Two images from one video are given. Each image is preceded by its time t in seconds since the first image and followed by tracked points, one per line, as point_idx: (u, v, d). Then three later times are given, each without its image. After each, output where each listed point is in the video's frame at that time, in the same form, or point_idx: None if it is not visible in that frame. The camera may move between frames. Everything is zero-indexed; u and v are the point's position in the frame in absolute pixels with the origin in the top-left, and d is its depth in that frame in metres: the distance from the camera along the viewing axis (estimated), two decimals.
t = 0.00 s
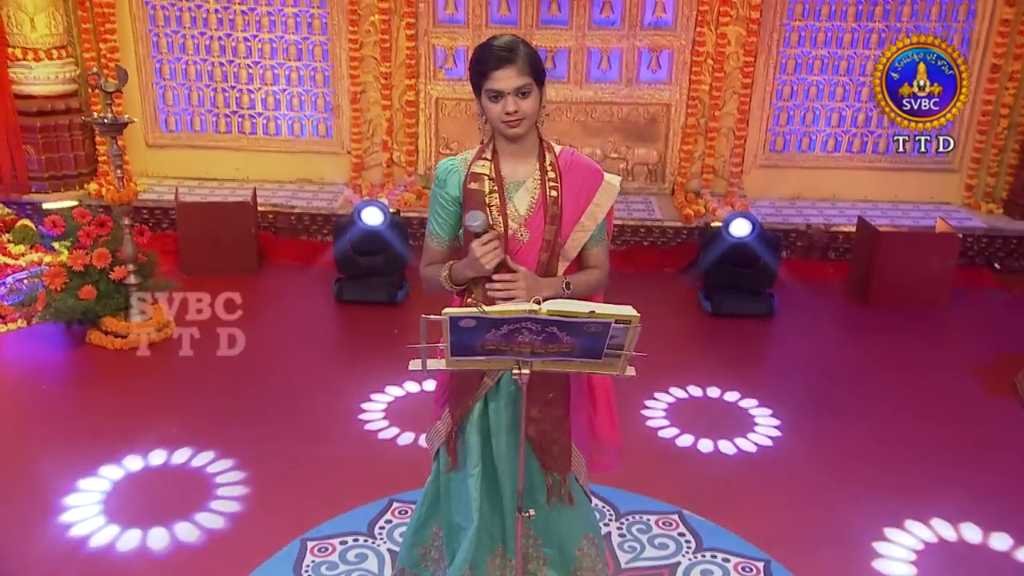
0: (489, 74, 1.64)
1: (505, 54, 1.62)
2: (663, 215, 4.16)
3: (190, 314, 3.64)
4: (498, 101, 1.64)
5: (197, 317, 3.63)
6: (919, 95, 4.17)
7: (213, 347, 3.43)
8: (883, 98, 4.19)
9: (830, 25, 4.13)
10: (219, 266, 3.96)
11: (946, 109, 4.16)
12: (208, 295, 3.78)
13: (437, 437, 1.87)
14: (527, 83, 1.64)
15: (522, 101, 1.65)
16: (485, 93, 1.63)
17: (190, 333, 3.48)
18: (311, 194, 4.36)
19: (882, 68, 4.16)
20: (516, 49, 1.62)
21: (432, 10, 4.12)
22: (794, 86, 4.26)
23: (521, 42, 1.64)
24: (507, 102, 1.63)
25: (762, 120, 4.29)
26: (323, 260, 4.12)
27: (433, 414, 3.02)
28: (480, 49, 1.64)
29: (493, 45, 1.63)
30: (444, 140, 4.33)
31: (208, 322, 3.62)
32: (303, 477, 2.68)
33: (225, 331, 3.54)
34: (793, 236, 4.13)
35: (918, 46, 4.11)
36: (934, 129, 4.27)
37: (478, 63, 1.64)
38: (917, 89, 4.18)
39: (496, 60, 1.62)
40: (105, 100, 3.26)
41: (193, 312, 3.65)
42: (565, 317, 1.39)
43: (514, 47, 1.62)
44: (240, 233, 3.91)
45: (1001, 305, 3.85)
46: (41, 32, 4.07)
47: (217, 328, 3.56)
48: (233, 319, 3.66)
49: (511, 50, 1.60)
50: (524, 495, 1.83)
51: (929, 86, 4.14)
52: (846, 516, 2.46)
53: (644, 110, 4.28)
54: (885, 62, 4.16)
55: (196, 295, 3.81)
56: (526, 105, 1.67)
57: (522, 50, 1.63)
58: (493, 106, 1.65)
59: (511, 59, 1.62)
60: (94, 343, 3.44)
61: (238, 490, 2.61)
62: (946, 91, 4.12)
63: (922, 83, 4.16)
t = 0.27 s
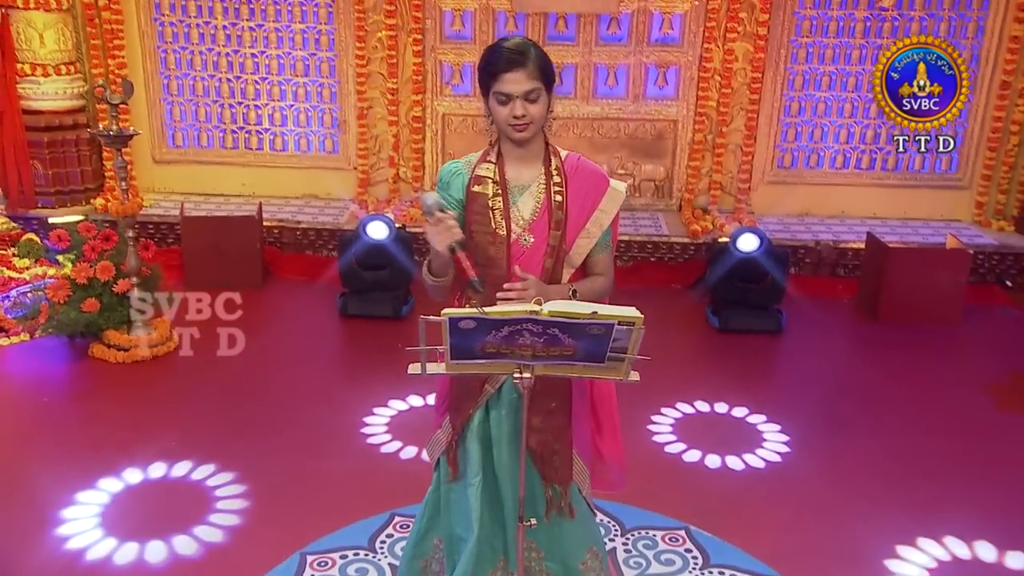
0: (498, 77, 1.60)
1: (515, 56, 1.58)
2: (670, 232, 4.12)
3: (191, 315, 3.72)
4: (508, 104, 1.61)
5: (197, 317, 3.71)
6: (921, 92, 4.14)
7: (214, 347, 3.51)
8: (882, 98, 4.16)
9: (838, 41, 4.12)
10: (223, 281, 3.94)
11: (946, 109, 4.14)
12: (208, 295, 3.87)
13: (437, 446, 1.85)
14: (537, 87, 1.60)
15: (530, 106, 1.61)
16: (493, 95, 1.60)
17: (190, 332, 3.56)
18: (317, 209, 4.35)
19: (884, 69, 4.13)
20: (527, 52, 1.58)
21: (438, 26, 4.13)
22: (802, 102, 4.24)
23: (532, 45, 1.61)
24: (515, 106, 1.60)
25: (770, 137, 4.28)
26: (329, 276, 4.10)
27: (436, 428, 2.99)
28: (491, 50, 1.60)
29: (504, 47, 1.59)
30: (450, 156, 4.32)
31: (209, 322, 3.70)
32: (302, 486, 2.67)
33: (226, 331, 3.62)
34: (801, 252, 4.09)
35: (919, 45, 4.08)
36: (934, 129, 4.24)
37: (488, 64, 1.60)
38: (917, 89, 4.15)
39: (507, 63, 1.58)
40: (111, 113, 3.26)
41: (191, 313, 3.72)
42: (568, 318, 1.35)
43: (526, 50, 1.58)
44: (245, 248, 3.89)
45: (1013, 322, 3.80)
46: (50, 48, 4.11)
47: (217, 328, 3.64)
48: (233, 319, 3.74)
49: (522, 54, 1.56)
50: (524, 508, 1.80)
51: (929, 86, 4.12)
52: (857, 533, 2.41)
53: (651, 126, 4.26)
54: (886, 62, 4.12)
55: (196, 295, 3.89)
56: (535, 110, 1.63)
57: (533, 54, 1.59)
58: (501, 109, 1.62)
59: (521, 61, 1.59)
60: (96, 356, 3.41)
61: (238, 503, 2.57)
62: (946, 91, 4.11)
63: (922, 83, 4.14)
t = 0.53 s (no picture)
0: (508, 78, 1.58)
1: (528, 59, 1.56)
2: (675, 244, 4.11)
3: (191, 315, 3.79)
4: (516, 107, 1.58)
5: (197, 317, 3.78)
6: (921, 93, 4.11)
7: (214, 347, 3.56)
8: (883, 98, 4.13)
9: (843, 54, 4.11)
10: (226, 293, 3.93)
11: (946, 109, 4.10)
12: (208, 294, 3.91)
13: (437, 453, 1.84)
14: (547, 93, 1.58)
15: (538, 112, 1.59)
16: (502, 96, 1.57)
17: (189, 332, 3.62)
18: (321, 221, 4.34)
19: (884, 65, 4.09)
20: (540, 57, 1.56)
21: (443, 39, 4.14)
22: (807, 116, 4.23)
23: (545, 50, 1.59)
24: (523, 110, 1.57)
25: (775, 150, 4.26)
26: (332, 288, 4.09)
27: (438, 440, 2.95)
28: (503, 52, 1.58)
29: (516, 49, 1.57)
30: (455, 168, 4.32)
31: (208, 322, 3.77)
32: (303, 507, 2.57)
33: (226, 331, 3.69)
34: (807, 265, 4.06)
35: (920, 45, 4.04)
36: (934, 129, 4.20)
37: (498, 65, 1.58)
38: (917, 89, 4.11)
39: (519, 65, 1.56)
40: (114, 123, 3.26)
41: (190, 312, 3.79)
42: (568, 318, 1.33)
43: (539, 55, 1.56)
44: (248, 260, 3.88)
45: (1022, 336, 3.76)
46: (56, 61, 4.11)
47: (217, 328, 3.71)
48: (233, 319, 3.81)
49: (535, 57, 1.55)
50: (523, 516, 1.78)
51: (929, 86, 4.08)
52: (865, 548, 2.36)
53: (656, 139, 4.25)
54: (887, 61, 4.09)
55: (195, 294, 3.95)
56: (542, 116, 1.61)
57: (546, 59, 1.58)
58: (507, 111, 1.59)
59: (533, 66, 1.57)
60: (97, 367, 3.40)
61: (236, 514, 2.54)
62: (946, 91, 4.07)
63: (922, 83, 4.09)
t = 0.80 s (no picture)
0: (521, 84, 1.54)
1: (543, 66, 1.53)
2: (683, 262, 4.09)
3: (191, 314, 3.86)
4: (529, 113, 1.55)
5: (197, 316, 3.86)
6: (920, 91, 4.04)
7: (214, 347, 3.66)
8: (882, 98, 4.07)
9: (852, 72, 4.10)
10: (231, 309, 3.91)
11: (946, 108, 4.04)
12: (208, 294, 3.90)
13: (437, 465, 1.82)
14: (561, 101, 1.55)
15: (551, 119, 1.56)
16: (515, 102, 1.54)
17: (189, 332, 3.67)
18: (328, 238, 4.33)
19: (884, 64, 4.04)
20: (556, 64, 1.53)
21: (451, 57, 4.15)
22: (816, 134, 4.21)
23: (560, 57, 1.56)
24: (536, 117, 1.54)
25: (784, 167, 4.23)
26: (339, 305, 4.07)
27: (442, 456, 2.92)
28: (518, 56, 1.54)
29: (531, 55, 1.53)
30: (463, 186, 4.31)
31: (208, 322, 3.85)
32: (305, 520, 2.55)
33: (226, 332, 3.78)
34: (816, 283, 4.03)
35: (919, 44, 3.99)
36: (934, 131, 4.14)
37: (512, 69, 1.54)
38: (917, 88, 4.05)
39: (534, 72, 1.52)
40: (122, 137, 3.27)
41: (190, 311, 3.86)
42: (570, 321, 1.31)
43: (555, 61, 1.53)
44: (254, 275, 3.86)
45: None
46: (67, 78, 4.15)
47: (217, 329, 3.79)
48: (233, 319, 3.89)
49: (551, 65, 1.52)
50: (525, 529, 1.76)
51: (929, 86, 4.02)
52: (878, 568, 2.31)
53: (664, 157, 4.24)
54: (888, 56, 4.03)
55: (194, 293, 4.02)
56: (555, 124, 1.58)
57: (562, 67, 1.55)
58: (519, 117, 1.56)
59: (548, 72, 1.53)
60: (101, 382, 3.38)
61: (237, 528, 2.50)
62: (947, 92, 4.01)
63: (923, 84, 4.04)
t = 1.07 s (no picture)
0: (539, 93, 1.51)
1: (562, 75, 1.50)
2: (697, 282, 4.05)
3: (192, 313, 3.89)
4: (546, 123, 1.52)
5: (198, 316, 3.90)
6: (920, 91, 4.00)
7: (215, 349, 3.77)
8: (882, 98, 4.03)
9: (867, 92, 4.07)
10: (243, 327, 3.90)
11: (947, 108, 3.99)
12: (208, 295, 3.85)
13: (446, 478, 1.83)
14: (578, 111, 1.53)
15: (568, 130, 1.54)
16: (533, 112, 1.51)
17: (190, 335, 3.69)
18: (340, 257, 4.32)
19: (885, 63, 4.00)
20: (574, 73, 1.51)
21: (464, 76, 4.16)
22: (831, 154, 4.17)
23: (577, 66, 1.53)
24: (554, 127, 1.52)
25: (799, 188, 4.20)
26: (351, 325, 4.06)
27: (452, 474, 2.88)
28: (535, 64, 1.51)
29: (548, 64, 1.50)
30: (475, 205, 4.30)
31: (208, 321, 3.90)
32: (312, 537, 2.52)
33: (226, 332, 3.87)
34: (833, 304, 3.99)
35: (921, 45, 3.95)
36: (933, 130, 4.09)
37: (530, 78, 1.51)
38: (917, 88, 4.01)
39: (553, 81, 1.49)
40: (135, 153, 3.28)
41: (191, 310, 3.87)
42: (576, 326, 1.30)
43: (573, 71, 1.50)
44: (266, 293, 3.85)
45: None
46: (83, 98, 4.16)
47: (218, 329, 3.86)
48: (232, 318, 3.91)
49: (570, 75, 1.49)
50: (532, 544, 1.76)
51: (929, 86, 3.98)
52: None
53: (678, 177, 4.22)
54: (889, 56, 3.99)
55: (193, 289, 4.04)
56: (571, 134, 1.55)
57: (580, 76, 1.52)
58: (536, 126, 1.53)
59: (566, 82, 1.51)
60: (111, 399, 3.37)
61: (243, 546, 2.47)
62: (946, 90, 3.96)
63: (922, 83, 3.99)
